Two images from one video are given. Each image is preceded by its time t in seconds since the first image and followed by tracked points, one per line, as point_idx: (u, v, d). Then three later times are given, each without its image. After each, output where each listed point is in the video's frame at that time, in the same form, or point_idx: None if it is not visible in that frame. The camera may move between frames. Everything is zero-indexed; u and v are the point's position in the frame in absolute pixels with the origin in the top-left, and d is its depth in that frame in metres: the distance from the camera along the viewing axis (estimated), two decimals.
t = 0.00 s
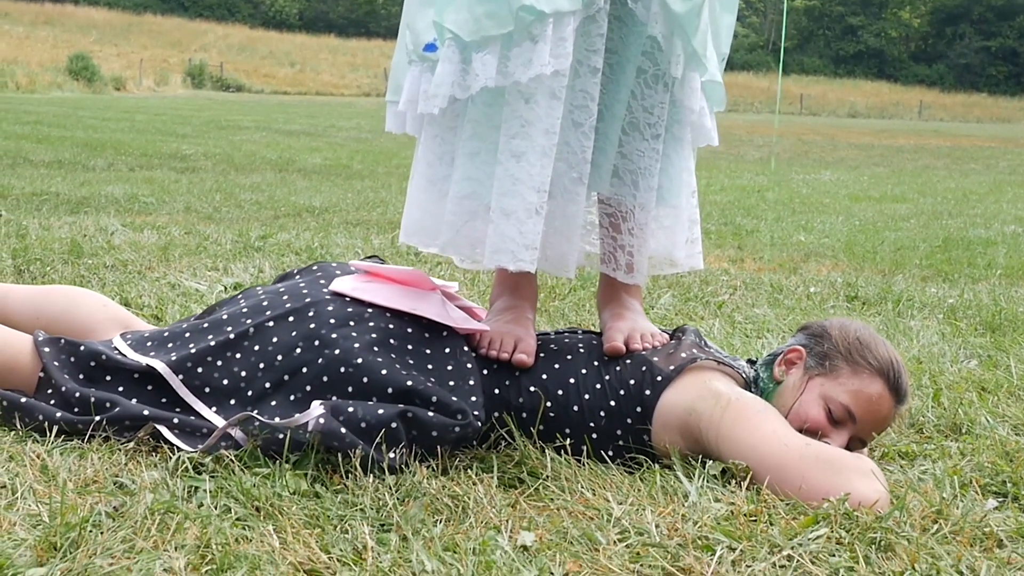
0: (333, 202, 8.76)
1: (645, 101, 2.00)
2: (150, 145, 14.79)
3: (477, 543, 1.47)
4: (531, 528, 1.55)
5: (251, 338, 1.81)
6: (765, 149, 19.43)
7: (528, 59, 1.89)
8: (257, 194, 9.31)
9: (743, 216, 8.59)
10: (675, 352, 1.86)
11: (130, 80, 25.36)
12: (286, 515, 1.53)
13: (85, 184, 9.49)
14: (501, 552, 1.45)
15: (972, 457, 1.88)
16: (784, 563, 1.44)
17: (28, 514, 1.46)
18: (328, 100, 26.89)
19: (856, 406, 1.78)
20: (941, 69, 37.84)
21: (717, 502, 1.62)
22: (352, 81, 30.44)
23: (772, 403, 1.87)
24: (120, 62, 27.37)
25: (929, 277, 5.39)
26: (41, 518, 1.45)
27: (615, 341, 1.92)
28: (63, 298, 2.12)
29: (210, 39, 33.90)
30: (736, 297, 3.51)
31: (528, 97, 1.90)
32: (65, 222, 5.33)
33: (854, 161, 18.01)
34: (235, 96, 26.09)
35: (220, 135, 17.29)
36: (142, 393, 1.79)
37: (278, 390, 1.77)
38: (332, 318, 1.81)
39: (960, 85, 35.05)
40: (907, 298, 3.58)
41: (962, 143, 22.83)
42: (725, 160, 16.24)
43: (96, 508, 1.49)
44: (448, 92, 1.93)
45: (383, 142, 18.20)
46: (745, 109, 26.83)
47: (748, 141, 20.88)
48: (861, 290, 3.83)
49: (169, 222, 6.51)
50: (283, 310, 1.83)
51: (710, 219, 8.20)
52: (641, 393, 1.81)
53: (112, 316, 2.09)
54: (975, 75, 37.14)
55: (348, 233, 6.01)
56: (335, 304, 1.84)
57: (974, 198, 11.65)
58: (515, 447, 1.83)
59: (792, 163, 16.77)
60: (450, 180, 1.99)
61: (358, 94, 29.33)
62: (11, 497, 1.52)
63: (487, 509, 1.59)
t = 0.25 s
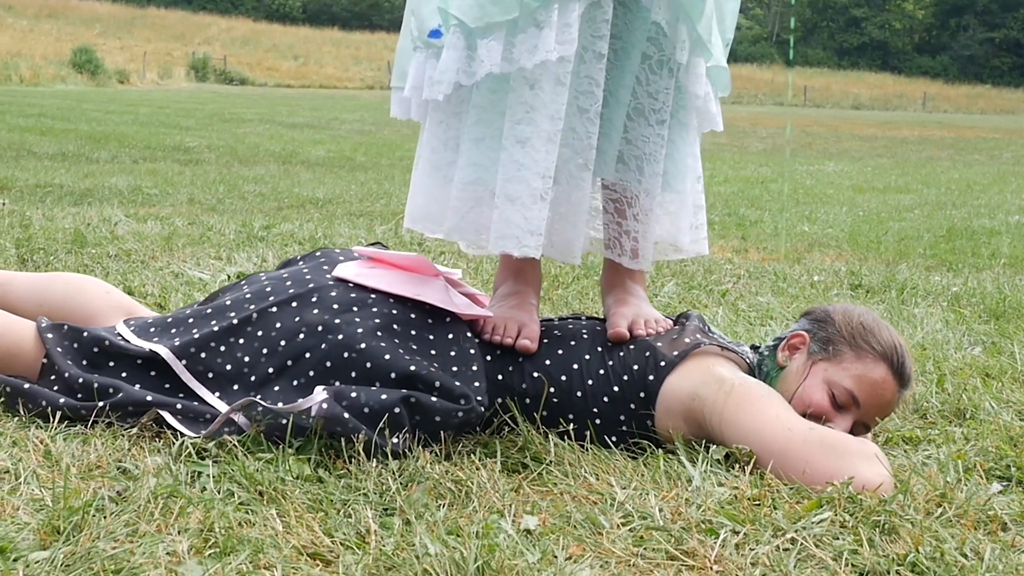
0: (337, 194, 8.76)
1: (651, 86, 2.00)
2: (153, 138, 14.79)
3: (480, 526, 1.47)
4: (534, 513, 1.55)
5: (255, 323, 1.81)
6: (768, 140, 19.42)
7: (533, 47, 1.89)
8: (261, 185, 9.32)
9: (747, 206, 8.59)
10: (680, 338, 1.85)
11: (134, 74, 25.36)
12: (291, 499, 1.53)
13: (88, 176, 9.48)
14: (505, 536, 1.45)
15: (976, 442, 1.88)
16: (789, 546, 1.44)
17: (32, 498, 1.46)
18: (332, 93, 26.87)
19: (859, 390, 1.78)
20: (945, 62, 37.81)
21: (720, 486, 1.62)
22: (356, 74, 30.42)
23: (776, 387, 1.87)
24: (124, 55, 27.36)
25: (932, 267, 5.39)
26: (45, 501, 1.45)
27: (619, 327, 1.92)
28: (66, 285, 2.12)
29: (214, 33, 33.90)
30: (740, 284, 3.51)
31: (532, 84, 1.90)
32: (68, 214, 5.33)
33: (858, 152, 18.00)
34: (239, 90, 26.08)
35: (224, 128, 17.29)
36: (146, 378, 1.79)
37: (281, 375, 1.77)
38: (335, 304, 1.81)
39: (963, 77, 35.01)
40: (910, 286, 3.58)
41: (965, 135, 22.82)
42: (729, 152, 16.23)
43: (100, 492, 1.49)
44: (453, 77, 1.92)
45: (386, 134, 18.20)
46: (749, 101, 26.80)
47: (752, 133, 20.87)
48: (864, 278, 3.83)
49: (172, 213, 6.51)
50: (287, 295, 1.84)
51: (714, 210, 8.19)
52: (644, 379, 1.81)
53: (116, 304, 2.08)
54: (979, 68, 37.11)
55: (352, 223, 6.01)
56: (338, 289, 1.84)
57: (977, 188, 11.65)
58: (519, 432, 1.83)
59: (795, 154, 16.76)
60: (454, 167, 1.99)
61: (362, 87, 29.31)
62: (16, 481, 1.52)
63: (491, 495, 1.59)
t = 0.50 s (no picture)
0: (338, 187, 8.76)
1: (653, 74, 2.00)
2: (153, 131, 14.77)
3: (480, 513, 1.47)
4: (534, 500, 1.55)
5: (255, 312, 1.81)
6: (769, 134, 19.41)
7: (533, 35, 1.89)
8: (261, 178, 9.31)
9: (747, 199, 8.58)
10: (681, 326, 1.85)
11: (134, 67, 25.33)
12: (290, 486, 1.53)
13: (88, 169, 9.47)
14: (505, 523, 1.44)
15: (976, 430, 1.88)
16: (788, 534, 1.44)
17: (31, 486, 1.46)
18: (332, 86, 26.83)
19: (859, 377, 1.78)
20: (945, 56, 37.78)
21: (721, 474, 1.62)
22: (355, 68, 30.39)
23: (774, 376, 1.87)
24: (124, 49, 27.34)
25: (931, 258, 5.39)
26: (44, 489, 1.45)
27: (619, 315, 1.91)
28: (64, 275, 2.12)
29: (214, 27, 33.87)
30: (741, 275, 3.51)
31: (533, 73, 1.90)
32: (68, 205, 5.32)
33: (858, 145, 17.99)
34: (239, 84, 26.06)
35: (224, 121, 17.27)
36: (146, 366, 1.79)
37: (281, 362, 1.77)
38: (335, 291, 1.81)
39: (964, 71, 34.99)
40: (911, 276, 3.58)
41: (966, 128, 22.81)
42: (729, 145, 16.22)
43: (99, 480, 1.49)
44: (455, 66, 1.92)
45: (386, 128, 18.18)
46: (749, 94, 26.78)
47: (752, 126, 20.84)
48: (865, 268, 3.83)
49: (172, 206, 6.51)
50: (286, 283, 1.83)
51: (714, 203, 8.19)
52: (645, 367, 1.81)
53: (115, 293, 2.08)
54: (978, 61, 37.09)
55: (352, 216, 6.00)
56: (338, 278, 1.84)
57: (977, 181, 11.65)
58: (518, 420, 1.83)
59: (796, 147, 16.75)
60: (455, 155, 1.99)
61: (362, 81, 29.29)
62: (15, 470, 1.51)
63: (491, 482, 1.59)
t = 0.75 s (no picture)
0: (340, 182, 8.75)
1: (655, 65, 2.00)
2: (155, 126, 14.75)
3: (482, 504, 1.46)
4: (537, 490, 1.55)
5: (257, 303, 1.80)
6: (771, 130, 19.37)
7: (535, 25, 1.88)
8: (263, 174, 9.29)
9: (750, 195, 8.56)
10: (682, 318, 1.85)
11: (136, 63, 25.30)
12: (292, 475, 1.53)
13: (91, 164, 9.46)
14: (508, 512, 1.44)
15: (979, 421, 1.88)
16: (792, 524, 1.43)
17: (33, 474, 1.46)
18: (334, 82, 26.81)
19: (861, 369, 1.77)
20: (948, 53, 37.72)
21: (723, 464, 1.62)
22: (358, 64, 30.36)
23: (777, 367, 1.87)
24: (126, 45, 27.33)
25: (934, 253, 5.38)
26: (46, 477, 1.45)
27: (622, 306, 1.91)
28: (66, 266, 2.12)
29: (216, 23, 33.85)
30: (743, 269, 3.50)
31: (535, 64, 1.90)
32: (71, 198, 5.32)
33: (861, 142, 17.96)
34: (241, 80, 26.04)
35: (227, 117, 17.25)
36: (148, 356, 1.79)
37: (283, 354, 1.76)
38: (337, 282, 1.81)
39: (968, 68, 34.95)
40: (914, 270, 3.57)
41: (969, 125, 22.76)
42: (730, 141, 16.20)
43: (102, 469, 1.49)
44: (457, 56, 1.92)
45: (389, 123, 18.17)
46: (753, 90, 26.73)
47: (755, 123, 20.81)
48: (868, 264, 3.82)
49: (174, 200, 6.49)
50: (289, 274, 1.83)
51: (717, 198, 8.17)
52: (647, 358, 1.81)
53: (117, 284, 2.08)
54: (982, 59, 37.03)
55: (353, 211, 6.00)
56: (340, 268, 1.84)
57: (981, 178, 11.62)
58: (521, 411, 1.83)
59: (799, 143, 16.72)
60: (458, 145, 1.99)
61: (364, 77, 29.27)
62: (17, 458, 1.51)
63: (492, 471, 1.59)
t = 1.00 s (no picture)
0: (340, 177, 8.74)
1: (656, 55, 1.99)
2: (156, 122, 14.75)
3: (484, 492, 1.46)
4: (538, 480, 1.55)
5: (258, 293, 1.80)
6: (772, 126, 19.36)
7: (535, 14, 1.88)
8: (263, 168, 9.29)
9: (751, 190, 8.56)
10: (683, 308, 1.85)
11: (137, 59, 25.31)
12: (293, 464, 1.53)
13: (92, 159, 9.46)
14: (508, 502, 1.44)
15: (981, 411, 1.87)
16: (793, 513, 1.43)
17: (34, 462, 1.46)
18: (335, 78, 26.81)
19: (864, 358, 1.77)
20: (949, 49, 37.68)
21: (725, 454, 1.62)
22: (359, 60, 30.35)
23: (779, 357, 1.87)
24: (127, 41, 27.33)
25: (934, 247, 5.38)
26: (47, 466, 1.45)
27: (624, 297, 1.91)
28: (68, 257, 2.11)
29: (217, 20, 33.84)
30: (744, 262, 3.50)
31: (537, 52, 1.89)
32: (71, 192, 5.32)
33: (861, 137, 17.95)
34: (242, 75, 26.04)
35: (227, 112, 17.25)
36: (148, 346, 1.79)
37: (285, 344, 1.77)
38: (338, 273, 1.81)
39: (968, 64, 34.92)
40: (916, 264, 3.57)
41: (970, 120, 22.75)
42: (730, 137, 16.19)
43: (103, 458, 1.49)
44: (458, 46, 1.92)
45: (389, 119, 18.17)
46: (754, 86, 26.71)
47: (755, 118, 20.80)
48: (867, 257, 3.82)
49: (174, 194, 6.49)
50: (290, 264, 1.83)
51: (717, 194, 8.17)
52: (648, 348, 1.81)
53: (117, 275, 2.08)
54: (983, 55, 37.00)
55: (352, 205, 6.00)
56: (341, 260, 1.84)
57: (981, 172, 11.61)
58: (522, 401, 1.83)
59: (800, 139, 16.71)
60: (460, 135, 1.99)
61: (365, 73, 29.27)
62: (19, 448, 1.51)
63: (493, 460, 1.59)
